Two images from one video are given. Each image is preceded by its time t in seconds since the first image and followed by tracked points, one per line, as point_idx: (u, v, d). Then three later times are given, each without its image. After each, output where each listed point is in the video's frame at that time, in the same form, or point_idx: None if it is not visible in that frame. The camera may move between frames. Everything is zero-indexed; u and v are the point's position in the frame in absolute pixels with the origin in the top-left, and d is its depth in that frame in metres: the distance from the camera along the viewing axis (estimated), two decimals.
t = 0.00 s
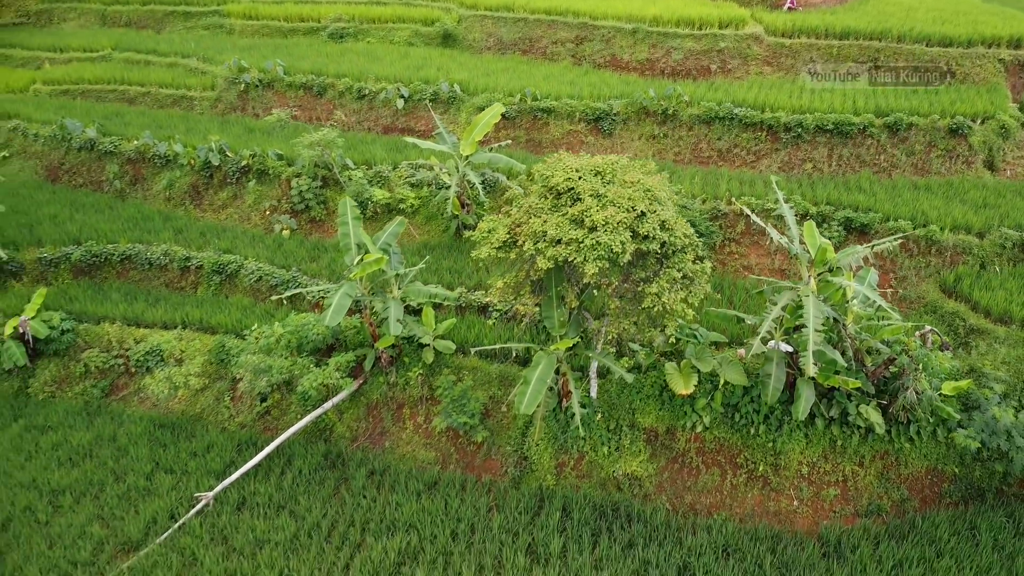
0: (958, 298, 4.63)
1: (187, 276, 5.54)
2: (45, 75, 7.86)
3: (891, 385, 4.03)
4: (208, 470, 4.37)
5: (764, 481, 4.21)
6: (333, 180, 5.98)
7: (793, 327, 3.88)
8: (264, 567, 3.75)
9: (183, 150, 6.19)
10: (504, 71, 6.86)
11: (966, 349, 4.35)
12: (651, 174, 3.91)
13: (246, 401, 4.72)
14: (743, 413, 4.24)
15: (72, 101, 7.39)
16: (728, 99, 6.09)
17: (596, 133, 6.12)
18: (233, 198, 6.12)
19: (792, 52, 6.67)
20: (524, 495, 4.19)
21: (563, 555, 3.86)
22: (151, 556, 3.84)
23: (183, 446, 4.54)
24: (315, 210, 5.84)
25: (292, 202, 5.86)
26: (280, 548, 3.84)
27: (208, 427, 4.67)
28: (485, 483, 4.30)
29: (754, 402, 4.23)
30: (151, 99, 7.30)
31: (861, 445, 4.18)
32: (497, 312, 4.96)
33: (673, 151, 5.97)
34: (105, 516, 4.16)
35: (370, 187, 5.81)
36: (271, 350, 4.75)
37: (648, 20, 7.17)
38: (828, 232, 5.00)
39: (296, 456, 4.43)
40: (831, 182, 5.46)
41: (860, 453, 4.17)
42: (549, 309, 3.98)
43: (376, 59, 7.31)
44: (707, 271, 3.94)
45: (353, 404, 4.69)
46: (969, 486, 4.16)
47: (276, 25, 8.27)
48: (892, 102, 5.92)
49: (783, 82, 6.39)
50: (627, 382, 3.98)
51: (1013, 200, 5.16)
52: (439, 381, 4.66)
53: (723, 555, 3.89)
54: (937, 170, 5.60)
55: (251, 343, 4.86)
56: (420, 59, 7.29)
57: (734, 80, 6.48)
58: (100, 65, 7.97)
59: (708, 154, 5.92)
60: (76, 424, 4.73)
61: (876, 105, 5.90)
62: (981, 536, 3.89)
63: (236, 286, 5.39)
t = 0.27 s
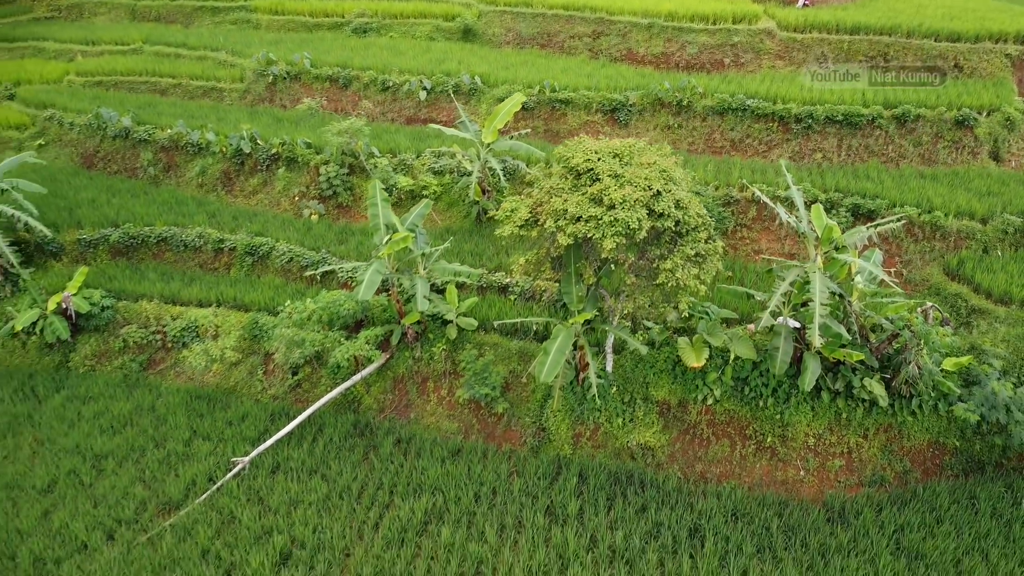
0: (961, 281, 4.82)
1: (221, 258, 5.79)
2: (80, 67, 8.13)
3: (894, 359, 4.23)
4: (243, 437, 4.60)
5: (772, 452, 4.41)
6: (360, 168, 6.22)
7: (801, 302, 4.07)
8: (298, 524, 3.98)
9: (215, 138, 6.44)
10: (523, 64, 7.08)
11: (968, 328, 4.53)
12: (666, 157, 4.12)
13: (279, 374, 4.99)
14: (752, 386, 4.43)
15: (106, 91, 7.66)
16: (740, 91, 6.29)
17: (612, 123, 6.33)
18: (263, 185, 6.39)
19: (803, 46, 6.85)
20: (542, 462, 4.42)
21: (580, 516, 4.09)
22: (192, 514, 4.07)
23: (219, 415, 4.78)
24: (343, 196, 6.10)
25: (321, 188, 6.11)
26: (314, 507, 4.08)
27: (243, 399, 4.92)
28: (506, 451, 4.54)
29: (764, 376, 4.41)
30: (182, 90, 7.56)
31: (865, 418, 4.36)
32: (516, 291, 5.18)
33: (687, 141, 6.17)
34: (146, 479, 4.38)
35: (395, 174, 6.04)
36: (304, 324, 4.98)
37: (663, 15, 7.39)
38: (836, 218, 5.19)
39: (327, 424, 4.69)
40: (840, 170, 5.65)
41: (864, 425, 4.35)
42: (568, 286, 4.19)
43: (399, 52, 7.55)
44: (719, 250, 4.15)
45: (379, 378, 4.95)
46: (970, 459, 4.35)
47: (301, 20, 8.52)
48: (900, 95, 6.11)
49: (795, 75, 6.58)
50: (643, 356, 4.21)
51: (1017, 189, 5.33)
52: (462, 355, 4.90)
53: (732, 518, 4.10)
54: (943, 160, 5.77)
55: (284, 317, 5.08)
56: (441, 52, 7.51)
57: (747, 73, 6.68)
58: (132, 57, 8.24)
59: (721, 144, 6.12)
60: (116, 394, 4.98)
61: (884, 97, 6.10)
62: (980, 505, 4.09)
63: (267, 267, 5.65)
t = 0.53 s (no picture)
0: (964, 264, 5.00)
1: (252, 241, 6.05)
2: (112, 59, 8.40)
3: (898, 336, 4.42)
4: (276, 407, 4.85)
5: (780, 425, 4.61)
6: (384, 156, 6.45)
7: (808, 280, 4.28)
8: (330, 485, 4.22)
9: (246, 127, 6.70)
10: (541, 58, 7.30)
11: (970, 309, 4.72)
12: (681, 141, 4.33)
13: (308, 350, 5.26)
14: (762, 362, 4.63)
15: (137, 82, 7.92)
16: (753, 84, 6.50)
17: (628, 113, 6.54)
18: (291, 172, 6.64)
19: (815, 40, 7.04)
20: (560, 432, 4.65)
21: (595, 481, 4.32)
22: (230, 475, 4.30)
23: (252, 387, 5.03)
24: (368, 182, 6.33)
25: (347, 174, 6.35)
26: (345, 470, 4.32)
27: (275, 372, 5.18)
28: (525, 422, 4.77)
29: (772, 351, 4.63)
30: (211, 82, 7.82)
31: (870, 393, 4.56)
32: (534, 272, 5.41)
33: (701, 132, 6.37)
34: (184, 445, 4.59)
35: (418, 162, 6.26)
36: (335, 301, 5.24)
37: (677, 11, 7.60)
38: (845, 204, 5.37)
39: (355, 396, 4.95)
40: (850, 159, 5.84)
41: (869, 400, 4.55)
42: (585, 264, 4.41)
43: (420, 46, 7.78)
44: (730, 231, 4.36)
45: (404, 354, 5.22)
46: (972, 434, 4.52)
47: (325, 15, 8.78)
48: (908, 88, 6.30)
49: (806, 68, 6.78)
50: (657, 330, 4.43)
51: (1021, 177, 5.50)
52: (483, 333, 5.14)
53: (740, 485, 4.31)
54: (949, 151, 5.95)
55: (315, 295, 5.35)
56: (461, 46, 7.74)
57: (759, 67, 6.88)
58: (162, 50, 8.51)
59: (733, 134, 6.32)
60: (153, 367, 5.22)
61: (892, 90, 6.29)
62: (979, 475, 4.28)
63: (297, 250, 5.92)
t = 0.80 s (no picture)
0: (967, 249, 5.19)
1: (282, 225, 6.31)
2: (142, 52, 8.67)
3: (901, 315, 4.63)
4: (306, 379, 5.10)
5: (788, 400, 4.81)
6: (408, 145, 6.68)
7: (815, 259, 4.48)
8: (359, 451, 4.46)
9: (275, 117, 6.95)
10: (559, 51, 7.52)
11: (972, 291, 4.90)
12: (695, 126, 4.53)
13: (337, 328, 5.52)
14: (771, 339, 4.84)
15: (167, 74, 8.19)
16: (765, 76, 6.70)
17: (643, 105, 6.75)
18: (318, 160, 6.89)
19: (826, 34, 7.23)
20: (576, 405, 4.88)
21: (610, 450, 4.55)
22: (265, 441, 4.54)
23: (283, 362, 5.28)
24: (392, 170, 6.57)
25: (372, 162, 6.59)
26: (372, 438, 4.56)
27: (304, 348, 5.44)
28: (543, 396, 5.00)
29: (782, 328, 4.82)
30: (238, 74, 8.07)
31: (875, 370, 4.76)
32: (552, 255, 5.63)
33: (715, 123, 6.58)
34: (220, 414, 4.84)
35: (440, 150, 6.49)
36: (363, 280, 5.50)
37: (692, 6, 7.80)
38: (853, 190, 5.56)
39: (381, 370, 5.20)
40: (859, 148, 6.03)
41: (874, 376, 4.75)
42: (602, 244, 4.63)
43: (441, 40, 8.02)
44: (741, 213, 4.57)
45: (428, 332, 5.47)
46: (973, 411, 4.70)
47: (348, 10, 9.03)
48: (916, 81, 6.49)
49: (817, 62, 6.97)
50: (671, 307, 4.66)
51: None
52: (503, 312, 5.37)
53: (749, 455, 4.52)
54: (956, 142, 6.12)
55: (344, 275, 5.61)
56: (481, 40, 7.97)
57: (771, 60, 7.07)
58: (190, 44, 8.77)
59: (745, 125, 6.53)
60: (189, 342, 5.47)
61: (900, 84, 6.48)
62: (979, 448, 4.46)
63: (324, 233, 6.18)
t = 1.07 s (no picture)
0: (970, 234, 5.37)
1: (310, 211, 6.58)
2: (171, 46, 8.94)
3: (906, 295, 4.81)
4: (335, 355, 5.34)
5: (796, 377, 5.02)
6: (430, 134, 6.91)
7: (822, 241, 4.68)
8: (386, 420, 4.70)
9: (302, 108, 7.21)
10: (576, 45, 7.74)
11: (974, 274, 5.09)
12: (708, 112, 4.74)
13: (363, 307, 5.76)
14: (779, 318, 5.04)
15: (196, 67, 8.46)
16: (778, 70, 6.89)
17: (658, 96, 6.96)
18: (344, 149, 7.14)
19: (837, 29, 7.42)
20: (592, 380, 5.10)
21: (625, 422, 4.77)
22: (297, 410, 4.78)
23: (312, 339, 5.52)
24: (415, 158, 6.81)
25: (396, 151, 6.83)
26: (398, 409, 4.80)
27: (332, 326, 5.69)
28: (560, 373, 5.23)
29: (790, 307, 5.03)
30: (265, 67, 8.33)
31: (879, 348, 4.95)
32: (570, 239, 5.87)
33: (728, 114, 6.79)
34: (252, 385, 5.09)
35: (461, 139, 6.71)
36: (389, 262, 5.78)
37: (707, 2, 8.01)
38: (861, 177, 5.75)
39: (406, 346, 5.44)
40: (868, 138, 6.22)
41: (878, 354, 4.94)
42: (618, 226, 4.86)
43: (461, 34, 8.25)
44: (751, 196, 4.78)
45: (450, 311, 5.70)
46: (974, 388, 4.89)
47: (371, 6, 9.29)
48: (924, 74, 6.66)
49: (828, 56, 7.16)
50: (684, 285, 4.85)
51: None
52: (523, 293, 5.59)
53: (757, 427, 4.73)
54: (962, 134, 6.31)
55: (371, 258, 5.88)
56: (500, 35, 8.20)
57: (783, 54, 7.27)
58: (218, 38, 9.04)
59: (758, 116, 6.73)
60: (222, 320, 5.73)
61: (908, 76, 6.66)
62: (979, 423, 4.65)
63: (350, 219, 6.43)
